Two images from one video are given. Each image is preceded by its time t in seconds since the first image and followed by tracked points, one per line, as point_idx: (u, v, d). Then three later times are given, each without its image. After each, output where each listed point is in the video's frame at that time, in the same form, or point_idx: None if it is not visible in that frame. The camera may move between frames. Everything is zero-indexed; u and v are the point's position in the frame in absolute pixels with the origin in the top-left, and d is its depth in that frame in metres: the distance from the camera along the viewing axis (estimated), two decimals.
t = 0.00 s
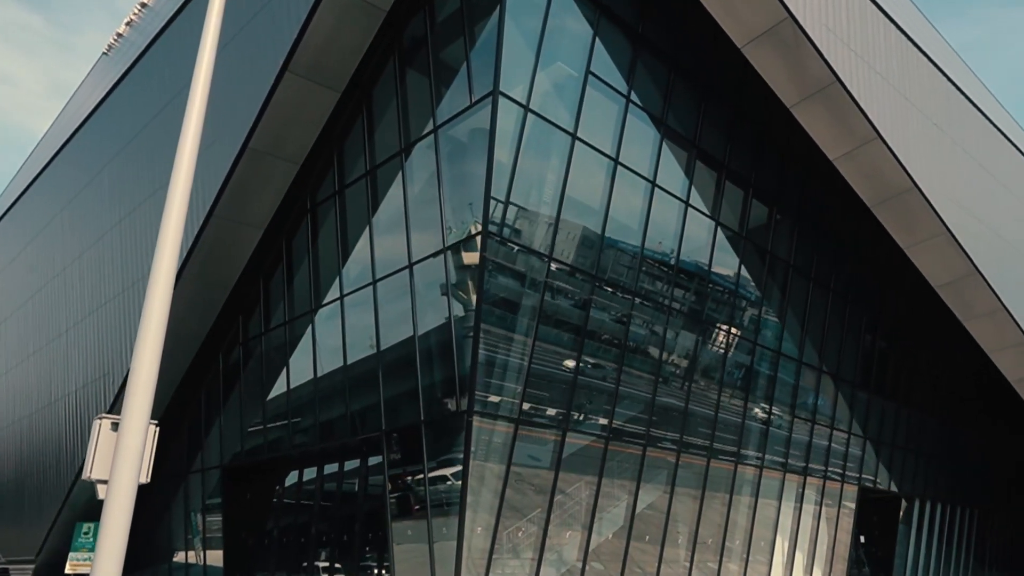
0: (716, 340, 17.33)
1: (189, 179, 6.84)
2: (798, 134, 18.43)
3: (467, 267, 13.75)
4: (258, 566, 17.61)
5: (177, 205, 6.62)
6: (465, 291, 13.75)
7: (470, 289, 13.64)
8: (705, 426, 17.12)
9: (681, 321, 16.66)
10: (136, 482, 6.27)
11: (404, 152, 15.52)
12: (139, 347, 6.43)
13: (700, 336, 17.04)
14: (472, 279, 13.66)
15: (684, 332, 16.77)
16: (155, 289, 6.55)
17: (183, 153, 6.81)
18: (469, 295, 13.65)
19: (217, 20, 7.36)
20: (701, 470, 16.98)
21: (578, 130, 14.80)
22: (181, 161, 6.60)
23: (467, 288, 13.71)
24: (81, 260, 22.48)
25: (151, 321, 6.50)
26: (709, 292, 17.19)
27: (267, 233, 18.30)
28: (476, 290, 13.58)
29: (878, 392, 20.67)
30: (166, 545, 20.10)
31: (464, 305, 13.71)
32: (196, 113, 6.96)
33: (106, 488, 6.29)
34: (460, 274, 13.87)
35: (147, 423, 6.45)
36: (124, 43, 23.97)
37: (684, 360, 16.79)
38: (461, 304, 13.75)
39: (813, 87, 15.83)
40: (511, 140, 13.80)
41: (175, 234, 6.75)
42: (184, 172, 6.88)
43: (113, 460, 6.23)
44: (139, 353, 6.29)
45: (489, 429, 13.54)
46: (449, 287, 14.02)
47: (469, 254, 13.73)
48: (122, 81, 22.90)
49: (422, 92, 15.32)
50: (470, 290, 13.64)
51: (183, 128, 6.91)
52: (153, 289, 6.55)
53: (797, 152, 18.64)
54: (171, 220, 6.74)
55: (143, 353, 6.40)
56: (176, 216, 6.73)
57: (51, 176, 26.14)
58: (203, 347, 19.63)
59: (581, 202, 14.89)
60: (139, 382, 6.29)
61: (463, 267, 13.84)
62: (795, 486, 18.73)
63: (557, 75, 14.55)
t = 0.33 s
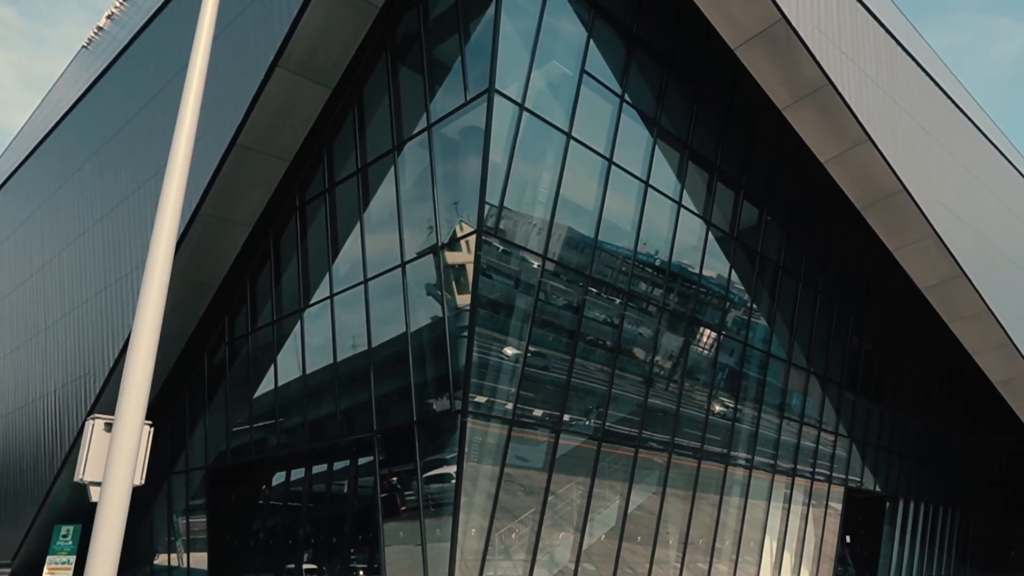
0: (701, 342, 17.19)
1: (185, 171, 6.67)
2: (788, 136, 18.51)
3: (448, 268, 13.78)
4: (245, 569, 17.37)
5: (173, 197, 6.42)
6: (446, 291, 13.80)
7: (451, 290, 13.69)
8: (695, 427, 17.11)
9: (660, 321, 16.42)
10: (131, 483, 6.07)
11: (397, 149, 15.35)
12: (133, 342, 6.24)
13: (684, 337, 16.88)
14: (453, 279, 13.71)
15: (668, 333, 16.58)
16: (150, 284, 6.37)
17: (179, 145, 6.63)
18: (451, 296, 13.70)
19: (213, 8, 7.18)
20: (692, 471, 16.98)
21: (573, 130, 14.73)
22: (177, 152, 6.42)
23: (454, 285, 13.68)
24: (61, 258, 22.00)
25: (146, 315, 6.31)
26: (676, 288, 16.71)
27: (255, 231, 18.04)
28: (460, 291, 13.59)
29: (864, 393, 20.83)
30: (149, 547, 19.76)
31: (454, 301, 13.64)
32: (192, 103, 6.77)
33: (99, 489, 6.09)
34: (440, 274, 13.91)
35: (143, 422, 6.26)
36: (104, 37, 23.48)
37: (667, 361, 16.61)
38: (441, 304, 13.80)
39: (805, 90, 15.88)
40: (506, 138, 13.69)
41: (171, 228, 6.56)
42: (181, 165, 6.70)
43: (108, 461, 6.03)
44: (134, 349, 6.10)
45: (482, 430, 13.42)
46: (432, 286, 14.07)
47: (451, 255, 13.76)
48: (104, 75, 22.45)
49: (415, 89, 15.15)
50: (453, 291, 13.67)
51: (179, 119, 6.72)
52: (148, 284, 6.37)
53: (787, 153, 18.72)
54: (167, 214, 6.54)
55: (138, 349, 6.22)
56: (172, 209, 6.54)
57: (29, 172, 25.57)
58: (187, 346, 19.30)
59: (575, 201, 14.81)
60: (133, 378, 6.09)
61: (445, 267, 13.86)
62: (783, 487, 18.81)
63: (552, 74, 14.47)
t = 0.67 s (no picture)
0: (688, 343, 17.08)
1: (187, 168, 6.52)
2: (784, 139, 18.59)
3: (438, 268, 13.84)
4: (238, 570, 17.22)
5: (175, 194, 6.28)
6: (433, 291, 13.93)
7: (438, 290, 13.80)
8: (691, 429, 17.14)
9: (655, 322, 16.40)
10: (133, 487, 5.92)
11: (395, 148, 15.21)
12: (134, 346, 6.09)
13: (679, 338, 16.89)
14: (440, 280, 13.83)
15: (662, 334, 16.57)
16: (152, 285, 6.22)
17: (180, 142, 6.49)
18: (439, 296, 13.80)
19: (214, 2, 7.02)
20: (687, 473, 17.02)
21: (573, 130, 14.69)
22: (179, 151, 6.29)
23: (446, 285, 13.71)
24: (47, 256, 21.63)
25: (148, 317, 6.17)
26: (676, 294, 16.80)
27: (248, 228, 17.83)
28: (448, 291, 13.66)
29: (855, 395, 20.97)
30: (137, 548, 19.52)
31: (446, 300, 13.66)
32: (194, 101, 6.65)
33: (99, 492, 5.94)
34: (428, 274, 14.04)
35: (144, 423, 6.12)
36: (92, 32, 23.11)
37: (658, 362, 16.52)
38: (428, 303, 13.95)
39: (803, 93, 15.94)
40: (506, 138, 13.61)
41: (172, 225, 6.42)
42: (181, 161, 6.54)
43: (109, 465, 5.88)
44: (136, 351, 5.94)
45: (480, 432, 13.33)
46: (428, 286, 14.03)
47: (438, 256, 13.89)
48: (92, 71, 22.07)
49: (414, 88, 15.03)
50: (439, 291, 13.78)
51: (180, 115, 6.57)
52: (149, 285, 6.22)
53: (782, 156, 18.77)
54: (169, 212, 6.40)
55: (138, 352, 6.07)
56: (174, 207, 6.41)
57: (13, 168, 25.14)
58: (178, 345, 19.04)
59: (575, 202, 14.79)
60: (134, 380, 5.95)
61: (432, 267, 13.98)
62: (775, 489, 18.90)
63: (552, 74, 14.42)
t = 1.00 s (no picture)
0: (672, 342, 16.86)
1: (191, 163, 6.38)
2: (780, 142, 18.65)
3: (438, 267, 13.71)
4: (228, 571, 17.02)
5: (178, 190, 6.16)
6: (423, 291, 13.95)
7: (438, 289, 13.67)
8: (686, 432, 17.14)
9: (652, 323, 16.40)
10: (135, 488, 5.76)
11: (393, 145, 15.06)
12: (136, 342, 5.93)
13: (675, 340, 16.91)
14: (431, 280, 13.83)
15: (659, 336, 16.57)
16: (154, 280, 6.06)
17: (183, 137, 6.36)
18: (438, 295, 13.66)
19: None
20: (682, 474, 17.03)
21: (573, 130, 14.64)
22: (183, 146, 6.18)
23: (434, 286, 13.75)
24: (33, 253, 21.27)
25: (149, 313, 6.01)
26: (665, 297, 16.67)
27: (242, 225, 17.61)
28: (436, 292, 13.70)
29: (846, 397, 21.10)
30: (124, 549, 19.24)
31: (434, 301, 13.69)
32: (196, 96, 6.54)
33: (101, 493, 5.78)
34: (425, 273, 13.94)
35: (148, 423, 5.96)
36: (80, 26, 22.75)
37: (655, 363, 16.52)
38: (424, 303, 13.87)
39: (800, 96, 15.98)
40: (507, 136, 13.51)
41: (176, 222, 6.30)
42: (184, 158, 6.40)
43: (111, 465, 5.72)
44: (141, 346, 5.79)
45: (479, 432, 13.17)
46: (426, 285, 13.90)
47: (436, 255, 13.79)
48: (80, 65, 21.73)
49: (413, 85, 14.89)
50: (429, 292, 13.82)
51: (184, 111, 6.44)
52: (151, 280, 6.06)
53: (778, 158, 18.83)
54: (173, 210, 6.27)
55: (140, 348, 5.91)
56: (177, 204, 6.28)
57: None
58: (167, 343, 18.76)
59: (575, 202, 14.73)
60: (137, 377, 5.80)
61: (422, 267, 14.01)
62: (768, 491, 18.95)
63: (553, 73, 14.36)
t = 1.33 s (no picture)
0: (666, 346, 16.77)
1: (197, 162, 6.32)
2: (777, 146, 18.72)
3: (439, 269, 13.59)
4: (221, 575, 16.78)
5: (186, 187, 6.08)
6: (414, 295, 13.96)
7: (439, 291, 13.54)
8: (683, 435, 17.14)
9: (651, 327, 16.40)
10: (143, 491, 5.61)
11: (393, 145, 14.92)
12: (142, 342, 5.81)
13: (673, 343, 16.92)
14: (432, 283, 13.69)
15: (657, 339, 16.57)
16: (160, 279, 5.96)
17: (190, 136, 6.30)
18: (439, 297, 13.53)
19: None
20: (680, 478, 17.01)
21: (576, 132, 14.60)
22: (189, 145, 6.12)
23: (427, 290, 13.72)
24: (21, 253, 20.92)
25: (154, 311, 5.90)
26: (662, 301, 16.65)
27: (237, 225, 17.39)
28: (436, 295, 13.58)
29: (840, 401, 21.20)
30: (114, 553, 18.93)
31: (434, 303, 13.57)
32: (201, 97, 6.50)
33: (107, 496, 5.63)
34: (426, 274, 13.81)
35: (155, 424, 5.83)
36: (70, 23, 22.43)
37: (653, 367, 16.52)
38: (424, 306, 13.76)
39: (800, 100, 16.00)
40: (510, 137, 13.39)
41: (183, 221, 6.21)
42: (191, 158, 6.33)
43: (118, 467, 5.57)
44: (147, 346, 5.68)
45: (480, 436, 13.04)
46: (427, 287, 13.76)
47: (437, 258, 13.67)
48: (70, 63, 21.42)
49: (414, 85, 14.77)
50: (429, 295, 13.69)
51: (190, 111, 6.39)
52: (156, 279, 5.97)
53: (775, 162, 18.89)
54: (179, 208, 6.19)
55: (146, 347, 5.81)
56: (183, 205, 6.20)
57: None
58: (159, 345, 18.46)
59: (576, 204, 14.68)
60: (145, 377, 5.68)
61: (416, 270, 14.01)
62: (763, 495, 18.98)
63: (556, 74, 14.29)
